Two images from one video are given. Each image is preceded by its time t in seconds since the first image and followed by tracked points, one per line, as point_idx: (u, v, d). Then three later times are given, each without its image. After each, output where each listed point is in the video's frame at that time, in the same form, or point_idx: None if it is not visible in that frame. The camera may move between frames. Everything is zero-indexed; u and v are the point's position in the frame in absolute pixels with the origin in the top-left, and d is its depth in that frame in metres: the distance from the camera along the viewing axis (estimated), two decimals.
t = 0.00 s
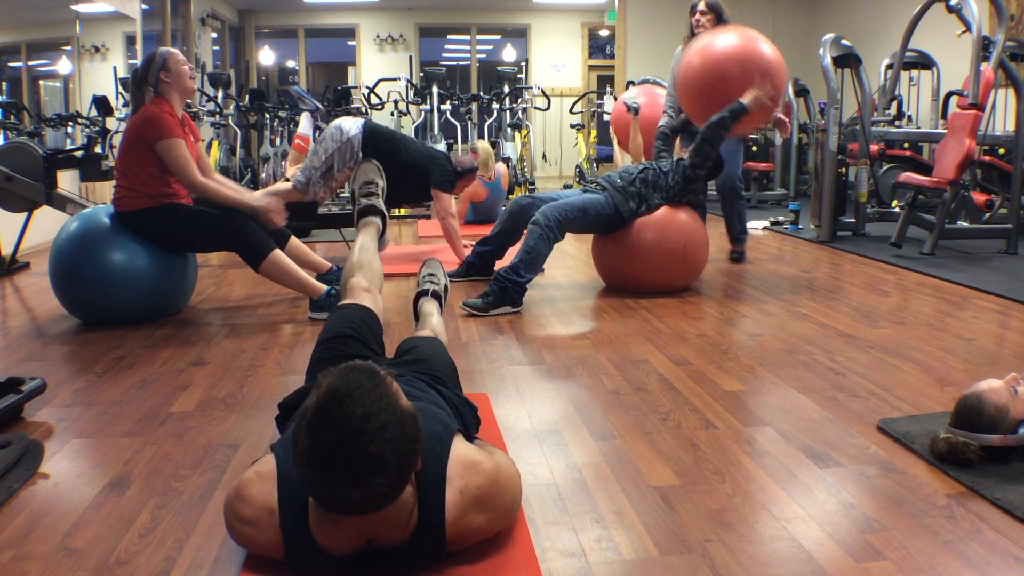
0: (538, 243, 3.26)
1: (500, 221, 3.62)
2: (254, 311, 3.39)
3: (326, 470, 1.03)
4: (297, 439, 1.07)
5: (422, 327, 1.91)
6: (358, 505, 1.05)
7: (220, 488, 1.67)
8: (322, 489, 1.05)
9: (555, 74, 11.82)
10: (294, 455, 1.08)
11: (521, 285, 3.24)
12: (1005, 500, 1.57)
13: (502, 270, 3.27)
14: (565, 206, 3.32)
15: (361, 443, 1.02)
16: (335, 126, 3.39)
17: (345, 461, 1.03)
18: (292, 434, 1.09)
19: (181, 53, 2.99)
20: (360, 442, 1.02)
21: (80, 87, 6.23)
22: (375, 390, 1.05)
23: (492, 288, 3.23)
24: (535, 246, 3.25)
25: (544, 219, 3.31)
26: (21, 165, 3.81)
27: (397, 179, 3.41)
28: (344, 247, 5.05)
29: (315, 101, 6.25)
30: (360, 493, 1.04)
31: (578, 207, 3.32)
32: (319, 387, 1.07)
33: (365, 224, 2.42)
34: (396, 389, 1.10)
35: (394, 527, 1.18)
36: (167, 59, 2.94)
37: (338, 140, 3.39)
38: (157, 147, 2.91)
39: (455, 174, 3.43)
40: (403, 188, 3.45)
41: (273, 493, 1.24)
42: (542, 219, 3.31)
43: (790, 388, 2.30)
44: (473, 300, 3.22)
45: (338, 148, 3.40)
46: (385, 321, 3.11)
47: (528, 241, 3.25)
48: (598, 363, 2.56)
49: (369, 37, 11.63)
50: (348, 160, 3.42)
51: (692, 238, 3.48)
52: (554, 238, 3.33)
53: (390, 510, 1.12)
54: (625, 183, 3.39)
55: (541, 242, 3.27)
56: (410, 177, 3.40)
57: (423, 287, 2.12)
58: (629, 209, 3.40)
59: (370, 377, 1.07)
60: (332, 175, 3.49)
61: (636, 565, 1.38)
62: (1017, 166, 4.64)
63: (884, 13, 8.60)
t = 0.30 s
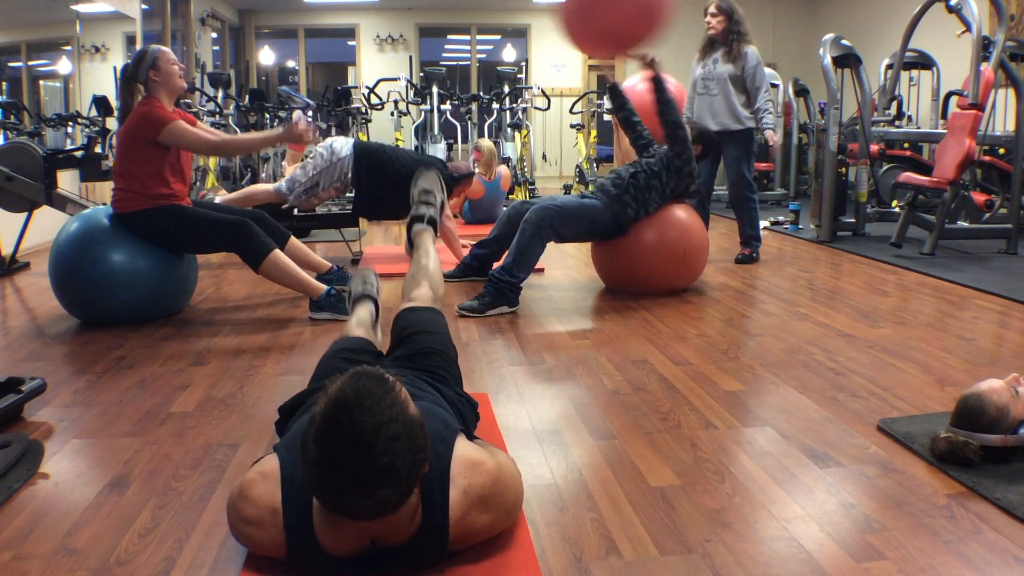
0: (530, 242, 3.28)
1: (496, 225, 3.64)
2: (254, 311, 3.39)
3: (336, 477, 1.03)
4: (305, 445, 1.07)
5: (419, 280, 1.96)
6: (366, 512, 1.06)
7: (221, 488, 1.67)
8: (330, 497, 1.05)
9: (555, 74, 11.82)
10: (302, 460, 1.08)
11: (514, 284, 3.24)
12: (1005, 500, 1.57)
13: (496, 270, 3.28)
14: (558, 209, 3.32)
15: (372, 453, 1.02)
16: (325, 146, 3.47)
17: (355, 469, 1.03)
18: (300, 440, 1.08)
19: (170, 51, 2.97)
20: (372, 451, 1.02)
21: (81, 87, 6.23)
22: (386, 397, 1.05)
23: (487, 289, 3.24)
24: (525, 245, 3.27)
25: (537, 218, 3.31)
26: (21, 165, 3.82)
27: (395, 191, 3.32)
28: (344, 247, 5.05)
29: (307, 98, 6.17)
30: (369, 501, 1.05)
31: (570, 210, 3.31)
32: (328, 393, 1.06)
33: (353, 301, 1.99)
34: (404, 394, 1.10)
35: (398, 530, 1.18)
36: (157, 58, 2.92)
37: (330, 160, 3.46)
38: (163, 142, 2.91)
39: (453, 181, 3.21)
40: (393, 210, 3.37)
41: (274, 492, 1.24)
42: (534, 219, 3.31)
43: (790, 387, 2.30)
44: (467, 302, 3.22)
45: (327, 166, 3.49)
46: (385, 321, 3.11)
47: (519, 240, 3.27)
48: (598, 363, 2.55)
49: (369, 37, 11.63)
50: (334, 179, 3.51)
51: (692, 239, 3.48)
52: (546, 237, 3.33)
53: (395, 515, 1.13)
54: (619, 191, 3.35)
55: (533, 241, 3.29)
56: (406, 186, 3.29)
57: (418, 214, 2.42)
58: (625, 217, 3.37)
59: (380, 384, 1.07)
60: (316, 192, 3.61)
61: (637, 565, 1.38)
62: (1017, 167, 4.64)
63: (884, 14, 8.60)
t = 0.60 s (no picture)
0: (531, 244, 3.28)
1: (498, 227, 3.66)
2: (255, 311, 3.39)
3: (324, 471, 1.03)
4: (294, 441, 1.07)
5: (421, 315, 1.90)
6: (356, 505, 1.06)
7: (220, 489, 1.68)
8: (320, 492, 1.05)
9: (555, 74, 11.82)
10: (291, 458, 1.08)
11: (511, 285, 3.23)
12: (1005, 500, 1.57)
13: (494, 271, 3.28)
14: (558, 211, 3.34)
15: (359, 444, 1.02)
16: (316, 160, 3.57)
17: (344, 463, 1.03)
18: (289, 437, 1.09)
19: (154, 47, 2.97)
20: (358, 443, 1.02)
21: (81, 87, 6.23)
22: (370, 389, 1.05)
23: (484, 290, 3.23)
24: (526, 246, 3.26)
25: (537, 220, 3.32)
26: (21, 165, 3.82)
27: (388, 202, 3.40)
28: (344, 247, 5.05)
29: (309, 98, 6.18)
30: (359, 494, 1.05)
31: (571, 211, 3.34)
32: (313, 389, 1.07)
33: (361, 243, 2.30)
34: (389, 387, 1.11)
35: (394, 527, 1.18)
36: (141, 54, 2.91)
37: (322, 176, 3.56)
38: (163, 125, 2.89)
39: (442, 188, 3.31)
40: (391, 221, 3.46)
41: (272, 493, 1.24)
42: (534, 221, 3.32)
43: (790, 388, 2.30)
44: (465, 302, 3.22)
45: (316, 177, 3.59)
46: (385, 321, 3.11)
47: (520, 241, 3.27)
48: (598, 363, 2.55)
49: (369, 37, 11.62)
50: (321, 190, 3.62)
51: (694, 239, 3.48)
52: (545, 239, 3.34)
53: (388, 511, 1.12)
54: (616, 189, 3.40)
55: (534, 243, 3.28)
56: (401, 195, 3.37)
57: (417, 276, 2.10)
58: (625, 216, 3.40)
59: (363, 377, 1.07)
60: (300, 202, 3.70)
61: (636, 565, 1.38)
62: (1017, 167, 4.65)
63: (884, 14, 8.60)
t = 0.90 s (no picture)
0: (535, 247, 3.28)
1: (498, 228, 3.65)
2: (255, 311, 3.39)
3: (329, 474, 1.03)
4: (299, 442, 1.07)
5: (418, 303, 1.88)
6: (362, 506, 1.06)
7: (220, 488, 1.67)
8: (326, 494, 1.05)
9: (556, 74, 11.83)
10: (297, 459, 1.08)
11: (510, 285, 3.22)
12: (1005, 500, 1.57)
13: (495, 271, 3.27)
14: (562, 215, 3.34)
15: (365, 447, 1.02)
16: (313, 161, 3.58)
17: (351, 467, 1.03)
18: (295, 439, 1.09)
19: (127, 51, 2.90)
20: (365, 447, 1.02)
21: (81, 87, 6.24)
22: (377, 392, 1.05)
23: (484, 290, 3.23)
24: (529, 249, 3.26)
25: (541, 224, 3.32)
26: (21, 165, 3.81)
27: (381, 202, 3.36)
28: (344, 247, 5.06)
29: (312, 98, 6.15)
30: (366, 496, 1.05)
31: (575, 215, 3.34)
32: (319, 392, 1.06)
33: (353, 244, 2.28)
34: (396, 390, 1.10)
35: (396, 527, 1.19)
36: (113, 59, 2.85)
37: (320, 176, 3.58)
38: (138, 130, 2.84)
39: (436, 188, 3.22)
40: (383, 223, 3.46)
41: (274, 493, 1.24)
42: (539, 225, 3.32)
43: (790, 387, 2.30)
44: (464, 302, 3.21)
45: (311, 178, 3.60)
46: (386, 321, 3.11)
47: (524, 244, 3.27)
48: (598, 363, 2.56)
49: (369, 36, 11.63)
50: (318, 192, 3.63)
51: (693, 239, 3.48)
52: (550, 243, 3.34)
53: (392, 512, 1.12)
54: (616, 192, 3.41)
55: (537, 246, 3.28)
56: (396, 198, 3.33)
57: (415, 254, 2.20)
58: (628, 219, 3.42)
59: (370, 380, 1.07)
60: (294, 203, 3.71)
61: (637, 565, 1.38)
62: (1017, 167, 4.65)
63: (884, 14, 8.60)
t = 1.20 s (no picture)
0: (535, 249, 3.29)
1: (498, 231, 3.66)
2: (255, 311, 3.39)
3: (328, 475, 1.03)
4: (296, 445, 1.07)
5: (414, 286, 1.97)
6: (361, 509, 1.06)
7: (220, 489, 1.67)
8: (324, 497, 1.05)
9: (556, 74, 11.84)
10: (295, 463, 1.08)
11: (510, 286, 3.22)
12: (1005, 500, 1.57)
13: (494, 271, 3.27)
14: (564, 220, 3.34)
15: (364, 448, 1.02)
16: (320, 146, 3.46)
17: (350, 467, 1.03)
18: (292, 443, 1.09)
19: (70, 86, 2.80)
20: (364, 447, 1.02)
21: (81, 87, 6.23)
22: (374, 393, 1.05)
23: (484, 290, 3.23)
24: (529, 250, 3.27)
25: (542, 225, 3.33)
26: (20, 164, 3.81)
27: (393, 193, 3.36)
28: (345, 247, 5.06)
29: (313, 98, 6.14)
30: (365, 499, 1.05)
31: (577, 215, 3.35)
32: (315, 395, 1.06)
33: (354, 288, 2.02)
34: (393, 390, 1.10)
35: (394, 528, 1.18)
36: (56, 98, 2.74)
37: (327, 164, 3.46)
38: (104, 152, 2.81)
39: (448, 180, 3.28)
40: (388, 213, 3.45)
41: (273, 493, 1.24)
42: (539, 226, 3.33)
43: (790, 387, 2.30)
44: (463, 303, 3.21)
45: (322, 166, 3.48)
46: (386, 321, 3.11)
47: (524, 246, 3.27)
48: (598, 363, 2.55)
49: (369, 37, 11.63)
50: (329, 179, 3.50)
51: (694, 239, 3.48)
52: (551, 245, 3.35)
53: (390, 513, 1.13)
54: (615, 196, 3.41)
55: (537, 247, 3.29)
56: (401, 187, 3.32)
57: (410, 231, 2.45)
58: (630, 223, 3.43)
59: (367, 380, 1.07)
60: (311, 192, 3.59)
61: (636, 565, 1.38)
62: (1017, 167, 4.65)
63: (885, 14, 8.59)
